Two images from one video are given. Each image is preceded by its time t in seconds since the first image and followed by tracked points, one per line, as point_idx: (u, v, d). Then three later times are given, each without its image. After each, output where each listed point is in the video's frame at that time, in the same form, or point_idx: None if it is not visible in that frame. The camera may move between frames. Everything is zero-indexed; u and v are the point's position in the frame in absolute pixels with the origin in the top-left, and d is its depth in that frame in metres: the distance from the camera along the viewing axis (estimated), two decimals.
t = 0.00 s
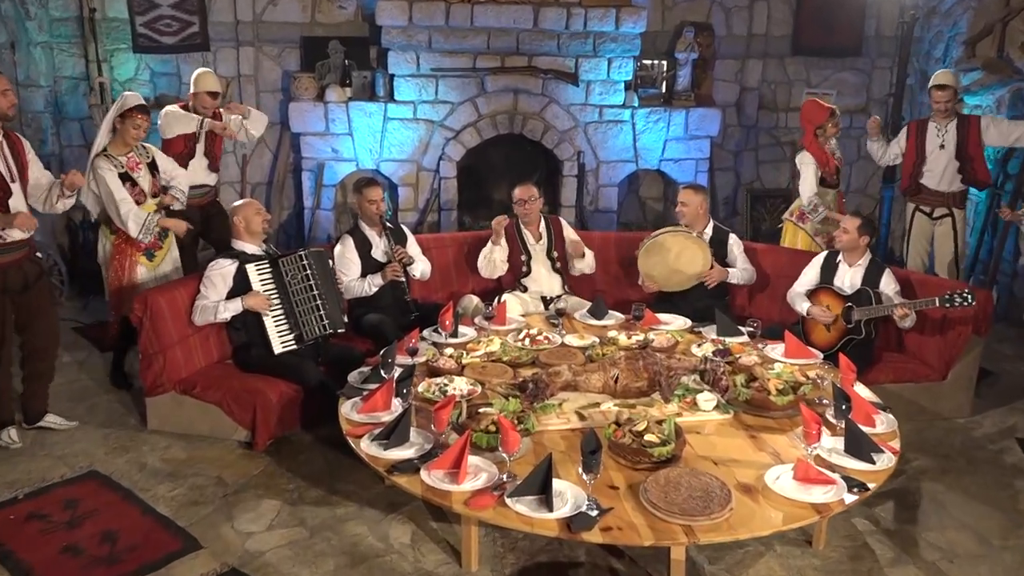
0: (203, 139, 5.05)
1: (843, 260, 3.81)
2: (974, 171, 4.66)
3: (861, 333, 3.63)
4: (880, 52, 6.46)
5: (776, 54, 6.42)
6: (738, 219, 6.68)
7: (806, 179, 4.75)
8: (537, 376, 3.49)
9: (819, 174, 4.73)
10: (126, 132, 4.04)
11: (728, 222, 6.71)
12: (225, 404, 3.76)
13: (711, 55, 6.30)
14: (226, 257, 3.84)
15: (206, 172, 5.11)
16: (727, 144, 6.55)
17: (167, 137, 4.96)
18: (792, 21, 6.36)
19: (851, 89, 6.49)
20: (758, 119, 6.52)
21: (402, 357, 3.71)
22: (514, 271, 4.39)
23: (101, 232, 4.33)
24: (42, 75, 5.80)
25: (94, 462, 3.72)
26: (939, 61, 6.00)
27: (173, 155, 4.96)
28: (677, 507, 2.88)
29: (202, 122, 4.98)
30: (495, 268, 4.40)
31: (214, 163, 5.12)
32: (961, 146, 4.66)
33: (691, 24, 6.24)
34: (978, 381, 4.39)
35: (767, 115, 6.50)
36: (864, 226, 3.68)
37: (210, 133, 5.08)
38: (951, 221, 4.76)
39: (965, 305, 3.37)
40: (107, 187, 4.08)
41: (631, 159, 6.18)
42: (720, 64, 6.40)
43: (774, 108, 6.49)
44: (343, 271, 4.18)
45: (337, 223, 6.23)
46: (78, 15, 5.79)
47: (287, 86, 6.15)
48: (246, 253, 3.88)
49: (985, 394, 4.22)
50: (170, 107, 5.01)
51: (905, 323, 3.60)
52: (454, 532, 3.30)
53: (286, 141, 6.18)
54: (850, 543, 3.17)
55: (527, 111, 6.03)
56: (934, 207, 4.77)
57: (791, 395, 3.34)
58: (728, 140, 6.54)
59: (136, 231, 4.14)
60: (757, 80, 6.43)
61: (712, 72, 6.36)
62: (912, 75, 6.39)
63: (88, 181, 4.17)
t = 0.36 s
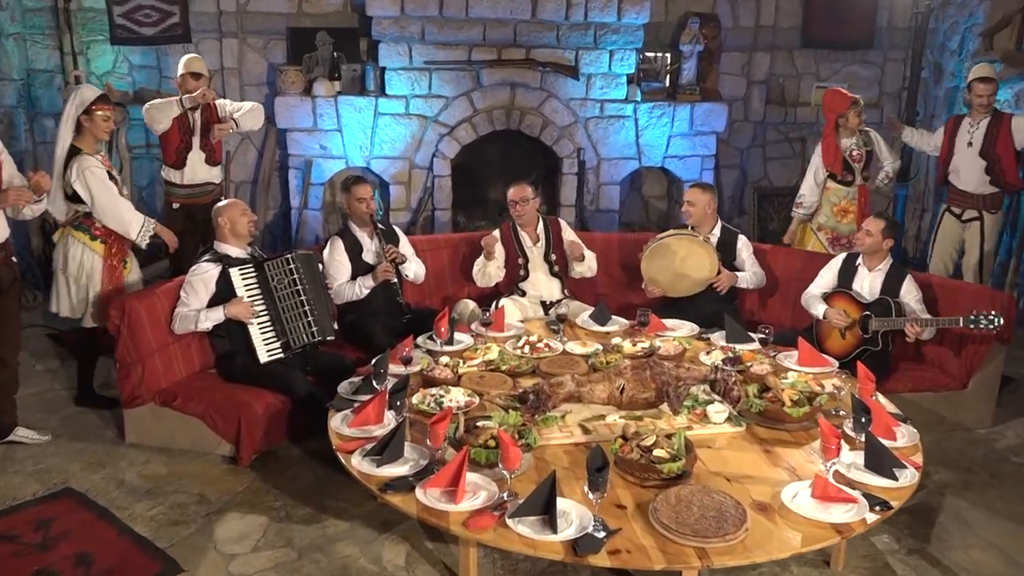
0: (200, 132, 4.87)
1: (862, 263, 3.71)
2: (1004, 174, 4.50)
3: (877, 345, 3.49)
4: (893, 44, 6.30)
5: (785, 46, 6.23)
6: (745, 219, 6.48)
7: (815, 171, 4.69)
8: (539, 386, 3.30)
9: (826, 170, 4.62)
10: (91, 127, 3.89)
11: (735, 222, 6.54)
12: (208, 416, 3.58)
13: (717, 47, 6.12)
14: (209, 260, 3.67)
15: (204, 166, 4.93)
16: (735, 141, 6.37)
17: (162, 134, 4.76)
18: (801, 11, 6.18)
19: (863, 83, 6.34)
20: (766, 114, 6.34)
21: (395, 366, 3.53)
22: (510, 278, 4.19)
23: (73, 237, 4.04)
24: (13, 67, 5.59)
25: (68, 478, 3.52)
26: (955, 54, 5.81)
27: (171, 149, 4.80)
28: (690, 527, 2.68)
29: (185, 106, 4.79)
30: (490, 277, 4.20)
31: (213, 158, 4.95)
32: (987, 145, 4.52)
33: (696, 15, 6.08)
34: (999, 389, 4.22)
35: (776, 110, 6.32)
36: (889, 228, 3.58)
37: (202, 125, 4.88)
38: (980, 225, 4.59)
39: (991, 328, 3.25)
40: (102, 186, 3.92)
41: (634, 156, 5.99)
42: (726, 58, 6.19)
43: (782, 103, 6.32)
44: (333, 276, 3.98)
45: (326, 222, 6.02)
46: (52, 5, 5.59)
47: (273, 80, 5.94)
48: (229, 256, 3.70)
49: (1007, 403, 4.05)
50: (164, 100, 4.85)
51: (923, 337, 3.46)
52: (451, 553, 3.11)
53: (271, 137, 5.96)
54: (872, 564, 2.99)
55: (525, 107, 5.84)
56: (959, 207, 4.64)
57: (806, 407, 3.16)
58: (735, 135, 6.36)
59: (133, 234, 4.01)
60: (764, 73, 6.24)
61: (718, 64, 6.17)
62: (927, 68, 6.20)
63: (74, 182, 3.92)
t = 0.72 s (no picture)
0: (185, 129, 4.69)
1: (877, 267, 3.53)
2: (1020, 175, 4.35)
3: (894, 352, 3.29)
4: (904, 36, 6.13)
5: (791, 39, 6.07)
6: (749, 218, 6.35)
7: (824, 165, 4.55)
8: (539, 398, 3.13)
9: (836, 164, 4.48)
10: (61, 126, 3.82)
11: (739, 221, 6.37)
12: (188, 431, 3.43)
13: (722, 39, 5.93)
14: (187, 266, 3.51)
15: (191, 164, 4.75)
16: (739, 137, 6.20)
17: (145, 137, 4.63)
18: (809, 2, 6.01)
19: (873, 76, 6.17)
20: (772, 109, 6.17)
21: (387, 377, 3.35)
22: (503, 281, 4.03)
23: (51, 245, 3.85)
24: None
25: (40, 497, 3.34)
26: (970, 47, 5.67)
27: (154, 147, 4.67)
28: (703, 549, 2.50)
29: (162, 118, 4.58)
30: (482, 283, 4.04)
31: (201, 155, 4.74)
32: (1007, 144, 4.39)
33: (699, 6, 5.86)
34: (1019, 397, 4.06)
35: (782, 105, 6.15)
36: (904, 230, 3.41)
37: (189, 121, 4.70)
38: (1004, 227, 4.44)
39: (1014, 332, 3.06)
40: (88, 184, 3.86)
41: (634, 154, 5.81)
42: (730, 51, 6.04)
43: (789, 97, 6.17)
44: (322, 280, 3.80)
45: (312, 223, 5.82)
46: None
47: (256, 74, 5.73)
48: (209, 261, 3.56)
49: None
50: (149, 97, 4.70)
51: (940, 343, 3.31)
52: None
53: (255, 134, 5.76)
54: None
55: (521, 102, 5.66)
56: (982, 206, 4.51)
57: (821, 419, 2.99)
58: (740, 132, 6.19)
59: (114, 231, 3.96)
60: (770, 67, 6.07)
61: (723, 57, 5.99)
62: (940, 61, 6.05)
63: (60, 182, 3.80)
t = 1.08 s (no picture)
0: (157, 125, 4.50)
1: (888, 270, 3.40)
2: None
3: (910, 356, 3.16)
4: (914, 28, 5.97)
5: (798, 30, 5.91)
6: (755, 218, 6.15)
7: (840, 158, 4.39)
8: (539, 411, 2.96)
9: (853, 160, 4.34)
10: (31, 125, 3.67)
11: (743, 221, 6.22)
12: (166, 447, 3.26)
13: (725, 30, 5.77)
14: (165, 271, 3.37)
15: (163, 162, 4.55)
16: (743, 133, 6.03)
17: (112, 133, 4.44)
18: None
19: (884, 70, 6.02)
20: (778, 105, 6.00)
21: (377, 389, 3.19)
22: (496, 284, 3.87)
23: (22, 248, 3.72)
24: None
25: (8, 518, 3.15)
26: (983, 38, 5.64)
27: (125, 143, 4.48)
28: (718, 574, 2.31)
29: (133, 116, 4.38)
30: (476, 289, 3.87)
31: (175, 151, 4.54)
32: None
33: None
34: None
35: (789, 99, 5.99)
36: (912, 230, 3.25)
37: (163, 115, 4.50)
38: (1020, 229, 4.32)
39: None
40: (58, 180, 3.67)
41: (634, 151, 5.64)
42: (733, 43, 5.86)
43: (795, 92, 6.00)
44: (308, 285, 3.61)
45: (296, 224, 5.63)
46: None
47: (237, 67, 5.52)
48: (187, 265, 3.43)
49: None
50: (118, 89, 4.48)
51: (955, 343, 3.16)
52: None
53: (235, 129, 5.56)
54: None
55: (516, 96, 5.48)
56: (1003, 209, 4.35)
57: (838, 433, 2.82)
58: (745, 128, 6.02)
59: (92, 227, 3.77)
60: (776, 60, 5.91)
61: (727, 50, 5.83)
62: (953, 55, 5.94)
63: (27, 181, 3.62)
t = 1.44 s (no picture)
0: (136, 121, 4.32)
1: (901, 272, 3.25)
2: None
3: (935, 358, 3.01)
4: (931, 19, 5.81)
5: (810, 22, 5.76)
6: (765, 216, 6.03)
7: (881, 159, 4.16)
8: (545, 424, 2.79)
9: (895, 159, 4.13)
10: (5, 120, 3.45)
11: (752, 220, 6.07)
12: (149, 461, 3.12)
13: (735, 21, 5.61)
14: (150, 271, 3.24)
15: (140, 161, 4.38)
16: (754, 129, 5.89)
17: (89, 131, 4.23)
18: None
19: (899, 62, 5.87)
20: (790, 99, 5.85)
21: (373, 400, 3.04)
22: (496, 288, 3.71)
23: None
24: None
25: None
26: (1005, 29, 5.38)
27: (100, 145, 4.26)
28: None
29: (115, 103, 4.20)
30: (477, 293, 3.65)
31: (151, 151, 4.37)
32: None
33: None
34: None
35: (801, 93, 5.84)
36: (922, 226, 3.13)
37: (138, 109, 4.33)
38: None
39: None
40: None
41: (641, 148, 5.48)
42: (743, 35, 5.70)
43: (808, 85, 5.85)
44: (300, 290, 3.45)
45: (285, 224, 5.46)
46: None
47: (223, 59, 5.33)
48: (172, 266, 3.29)
49: None
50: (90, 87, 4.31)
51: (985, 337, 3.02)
52: None
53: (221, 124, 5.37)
54: None
55: (517, 90, 5.31)
56: None
57: (862, 447, 2.66)
58: (755, 124, 5.88)
59: (23, 249, 3.47)
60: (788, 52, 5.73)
61: (736, 42, 5.66)
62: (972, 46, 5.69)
63: None
